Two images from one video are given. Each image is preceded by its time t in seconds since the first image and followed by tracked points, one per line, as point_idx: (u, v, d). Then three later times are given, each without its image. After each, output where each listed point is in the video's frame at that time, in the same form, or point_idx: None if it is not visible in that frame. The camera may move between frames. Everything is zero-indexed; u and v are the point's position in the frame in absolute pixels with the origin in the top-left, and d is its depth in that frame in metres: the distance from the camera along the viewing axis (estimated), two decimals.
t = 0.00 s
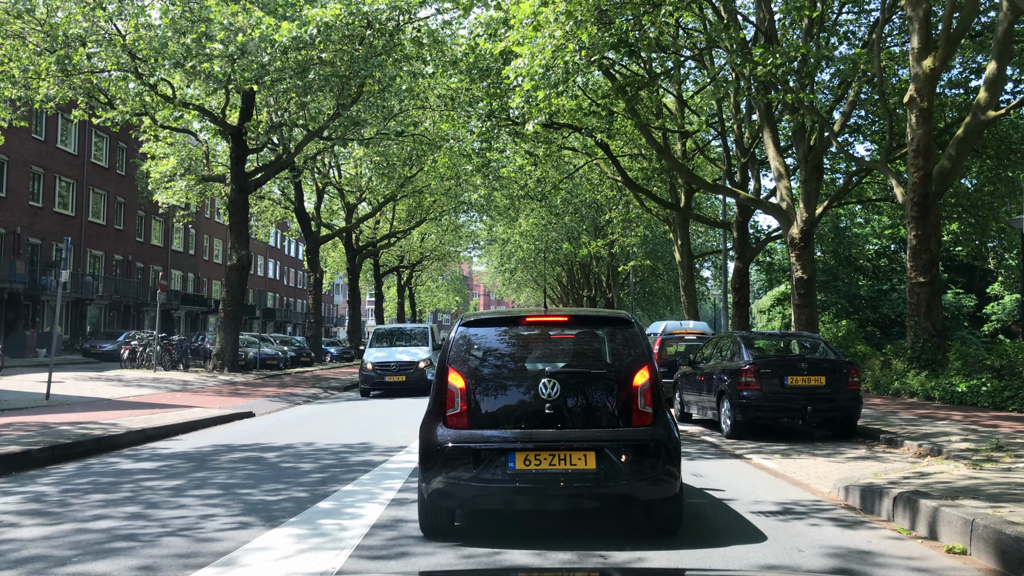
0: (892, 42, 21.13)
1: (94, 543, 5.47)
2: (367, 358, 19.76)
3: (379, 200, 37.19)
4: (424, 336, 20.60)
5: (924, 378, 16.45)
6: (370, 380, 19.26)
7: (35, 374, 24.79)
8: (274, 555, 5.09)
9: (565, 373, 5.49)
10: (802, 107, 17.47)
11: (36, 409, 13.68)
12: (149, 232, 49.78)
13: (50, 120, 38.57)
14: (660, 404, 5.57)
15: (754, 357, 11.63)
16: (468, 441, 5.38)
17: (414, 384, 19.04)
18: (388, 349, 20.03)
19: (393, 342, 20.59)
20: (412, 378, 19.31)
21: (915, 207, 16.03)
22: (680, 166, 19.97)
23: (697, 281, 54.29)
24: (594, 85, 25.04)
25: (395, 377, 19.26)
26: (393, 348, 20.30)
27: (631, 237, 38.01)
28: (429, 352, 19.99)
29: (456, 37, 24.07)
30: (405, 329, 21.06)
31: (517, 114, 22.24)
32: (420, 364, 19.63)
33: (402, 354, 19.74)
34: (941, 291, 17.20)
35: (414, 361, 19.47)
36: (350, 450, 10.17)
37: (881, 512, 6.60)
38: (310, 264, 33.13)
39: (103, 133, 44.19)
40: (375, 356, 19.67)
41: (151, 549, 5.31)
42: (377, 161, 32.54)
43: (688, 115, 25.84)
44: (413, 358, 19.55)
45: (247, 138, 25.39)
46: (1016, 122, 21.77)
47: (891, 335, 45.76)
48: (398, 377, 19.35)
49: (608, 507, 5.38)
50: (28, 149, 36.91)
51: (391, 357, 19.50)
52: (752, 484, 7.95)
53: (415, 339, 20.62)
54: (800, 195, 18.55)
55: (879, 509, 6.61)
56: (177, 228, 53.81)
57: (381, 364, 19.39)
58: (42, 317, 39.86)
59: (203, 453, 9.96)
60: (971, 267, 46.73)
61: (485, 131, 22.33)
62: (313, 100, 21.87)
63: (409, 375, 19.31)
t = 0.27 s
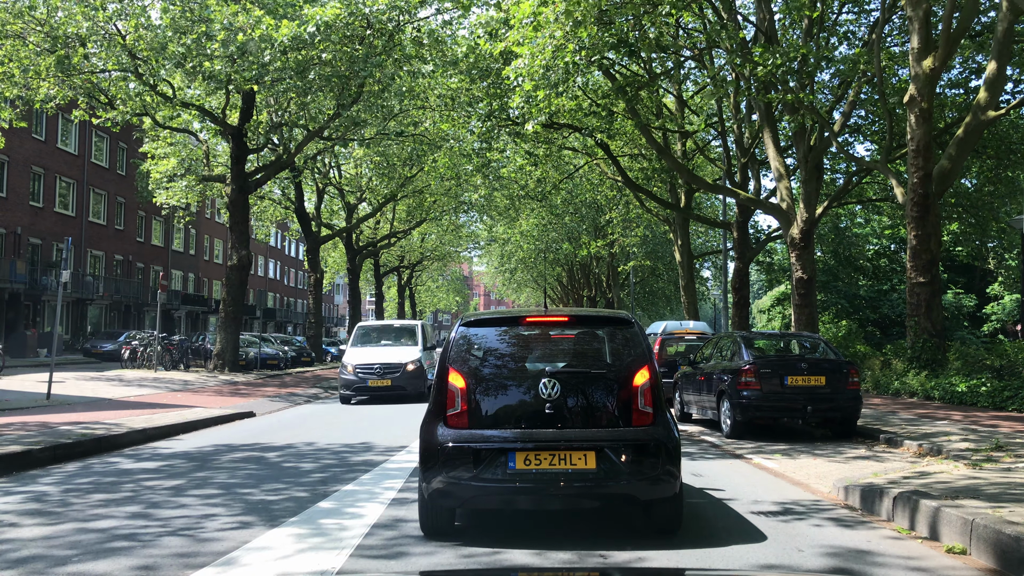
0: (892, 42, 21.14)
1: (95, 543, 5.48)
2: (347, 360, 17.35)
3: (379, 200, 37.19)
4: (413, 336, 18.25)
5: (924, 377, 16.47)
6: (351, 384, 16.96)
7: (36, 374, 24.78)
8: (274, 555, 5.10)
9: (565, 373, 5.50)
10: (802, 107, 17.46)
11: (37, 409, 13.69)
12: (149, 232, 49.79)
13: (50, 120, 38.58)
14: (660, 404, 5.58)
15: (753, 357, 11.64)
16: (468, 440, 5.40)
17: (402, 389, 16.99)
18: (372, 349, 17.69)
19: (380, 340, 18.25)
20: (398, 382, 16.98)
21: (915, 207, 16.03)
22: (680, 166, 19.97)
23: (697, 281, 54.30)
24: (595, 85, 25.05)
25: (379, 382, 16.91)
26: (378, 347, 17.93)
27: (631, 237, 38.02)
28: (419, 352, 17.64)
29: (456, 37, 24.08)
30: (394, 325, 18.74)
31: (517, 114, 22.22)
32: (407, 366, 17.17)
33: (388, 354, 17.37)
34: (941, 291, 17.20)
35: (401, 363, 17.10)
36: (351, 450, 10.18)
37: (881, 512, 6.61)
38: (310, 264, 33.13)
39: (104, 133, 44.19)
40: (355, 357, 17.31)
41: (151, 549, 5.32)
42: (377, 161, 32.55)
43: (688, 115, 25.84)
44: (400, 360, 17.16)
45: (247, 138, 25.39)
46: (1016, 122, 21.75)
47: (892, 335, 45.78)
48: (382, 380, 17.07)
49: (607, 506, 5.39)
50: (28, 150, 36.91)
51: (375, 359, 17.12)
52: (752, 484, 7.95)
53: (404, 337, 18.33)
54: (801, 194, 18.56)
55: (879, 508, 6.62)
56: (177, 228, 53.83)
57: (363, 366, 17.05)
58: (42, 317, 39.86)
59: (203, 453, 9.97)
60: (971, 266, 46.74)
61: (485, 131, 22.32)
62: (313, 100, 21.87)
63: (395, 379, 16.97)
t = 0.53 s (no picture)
0: (892, 41, 21.12)
1: (94, 543, 5.47)
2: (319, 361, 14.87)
3: (379, 199, 37.18)
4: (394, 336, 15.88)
5: (924, 377, 16.46)
6: (322, 391, 14.51)
7: (35, 374, 24.76)
8: (274, 555, 5.09)
9: (565, 373, 5.49)
10: (802, 107, 17.45)
11: (36, 409, 13.67)
12: (149, 232, 49.79)
13: (50, 120, 38.57)
14: (660, 404, 5.57)
15: (753, 357, 11.63)
16: (468, 440, 5.38)
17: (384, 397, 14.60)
18: (350, 350, 15.30)
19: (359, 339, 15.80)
20: (378, 388, 14.59)
21: (915, 207, 16.03)
22: (680, 166, 19.96)
23: (697, 281, 54.30)
24: (595, 85, 25.05)
25: (357, 389, 14.47)
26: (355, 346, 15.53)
27: (631, 237, 38.01)
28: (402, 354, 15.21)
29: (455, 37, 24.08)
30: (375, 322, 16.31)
31: (516, 114, 22.20)
32: (389, 369, 14.78)
33: (366, 355, 14.98)
34: (940, 291, 17.19)
35: (383, 367, 14.68)
36: (351, 450, 10.16)
37: (881, 512, 6.60)
38: (310, 263, 33.10)
39: (103, 133, 44.19)
40: (328, 360, 14.81)
41: (150, 549, 5.30)
42: (377, 161, 32.54)
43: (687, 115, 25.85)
44: (381, 362, 14.72)
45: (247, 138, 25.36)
46: (1016, 122, 21.71)
47: (891, 335, 45.78)
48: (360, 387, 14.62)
49: (608, 506, 5.37)
50: (28, 149, 36.90)
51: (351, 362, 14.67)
52: (752, 484, 7.94)
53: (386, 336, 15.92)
54: (800, 194, 18.55)
55: (879, 508, 6.61)
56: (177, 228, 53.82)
57: (337, 370, 14.61)
58: (42, 317, 39.86)
59: (203, 453, 9.95)
60: (971, 266, 46.72)
61: (484, 131, 22.29)
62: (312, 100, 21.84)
63: (375, 385, 14.55)
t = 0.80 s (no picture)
0: (892, 42, 21.13)
1: (94, 542, 5.48)
2: (278, 364, 13.04)
3: (379, 200, 37.19)
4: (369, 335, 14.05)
5: (924, 377, 16.48)
6: (282, 399, 12.68)
7: (36, 374, 24.78)
8: (274, 555, 5.10)
9: (565, 373, 5.50)
10: (802, 107, 17.46)
11: (37, 409, 13.68)
12: (149, 232, 49.80)
13: (50, 120, 38.58)
14: (660, 404, 5.58)
15: (754, 357, 11.64)
16: (468, 440, 5.40)
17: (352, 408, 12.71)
18: (317, 351, 13.46)
19: (327, 337, 13.92)
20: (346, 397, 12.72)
21: (915, 207, 16.04)
22: (680, 166, 19.97)
23: (697, 281, 54.31)
24: (595, 85, 25.07)
25: (322, 397, 12.61)
26: (324, 346, 13.70)
27: (631, 237, 38.02)
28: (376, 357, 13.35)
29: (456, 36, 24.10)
30: (347, 318, 14.43)
31: (516, 114, 22.21)
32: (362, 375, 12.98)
33: (334, 358, 13.12)
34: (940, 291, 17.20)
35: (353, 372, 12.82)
36: (351, 450, 10.17)
37: (881, 512, 6.61)
38: (310, 264, 33.11)
39: (104, 133, 44.21)
40: (289, 362, 12.97)
41: (150, 549, 5.31)
42: (377, 161, 32.53)
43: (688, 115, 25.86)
44: (350, 367, 12.86)
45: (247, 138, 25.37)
46: (1017, 122, 21.70)
47: (891, 335, 45.79)
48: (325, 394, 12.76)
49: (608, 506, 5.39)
50: (28, 150, 36.92)
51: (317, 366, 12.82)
52: (752, 484, 7.95)
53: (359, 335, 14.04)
54: (800, 195, 18.56)
55: (878, 508, 6.62)
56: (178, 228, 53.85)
57: (299, 375, 12.77)
58: (42, 317, 39.88)
59: (204, 453, 9.97)
60: (971, 266, 46.74)
61: (484, 131, 22.31)
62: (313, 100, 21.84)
63: (342, 393, 12.68)
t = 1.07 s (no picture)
0: (892, 42, 21.13)
1: (94, 542, 5.48)
2: (215, 366, 10.44)
3: (379, 199, 37.21)
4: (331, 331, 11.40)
5: (924, 378, 16.48)
6: (214, 412, 10.04)
7: (36, 373, 24.79)
8: (274, 555, 5.10)
9: (565, 373, 5.50)
10: (802, 107, 17.47)
11: (37, 409, 13.68)
12: (150, 232, 49.80)
13: (51, 120, 38.60)
14: (660, 404, 5.58)
15: (754, 357, 11.64)
16: (468, 441, 5.40)
17: (304, 424, 10.07)
18: (265, 352, 10.77)
19: (280, 336, 11.24)
20: (296, 410, 10.06)
21: (914, 207, 16.05)
22: (680, 166, 19.97)
23: (697, 281, 54.31)
24: (595, 85, 25.07)
25: (266, 410, 10.01)
26: (275, 344, 11.08)
27: (631, 237, 38.02)
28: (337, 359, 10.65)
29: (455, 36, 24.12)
30: (307, 309, 11.78)
31: (516, 114, 22.21)
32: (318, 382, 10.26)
33: (285, 360, 10.45)
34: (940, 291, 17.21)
35: (308, 378, 10.19)
36: (351, 450, 10.18)
37: (881, 512, 6.61)
38: (310, 264, 33.12)
39: (104, 133, 44.20)
40: (226, 365, 10.34)
41: (150, 549, 5.32)
42: (377, 161, 32.53)
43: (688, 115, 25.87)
44: (304, 372, 10.20)
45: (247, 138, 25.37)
46: (1017, 122, 21.69)
47: (892, 335, 45.79)
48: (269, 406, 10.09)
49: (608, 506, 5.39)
50: (29, 150, 36.94)
51: (261, 370, 10.22)
52: (752, 484, 7.96)
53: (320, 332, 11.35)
54: (800, 195, 18.55)
55: (879, 508, 6.62)
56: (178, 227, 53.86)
57: (237, 381, 10.15)
58: (42, 317, 39.89)
59: (204, 453, 9.97)
60: (971, 266, 46.74)
61: (484, 132, 22.31)
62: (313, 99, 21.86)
63: (292, 405, 10.04)
